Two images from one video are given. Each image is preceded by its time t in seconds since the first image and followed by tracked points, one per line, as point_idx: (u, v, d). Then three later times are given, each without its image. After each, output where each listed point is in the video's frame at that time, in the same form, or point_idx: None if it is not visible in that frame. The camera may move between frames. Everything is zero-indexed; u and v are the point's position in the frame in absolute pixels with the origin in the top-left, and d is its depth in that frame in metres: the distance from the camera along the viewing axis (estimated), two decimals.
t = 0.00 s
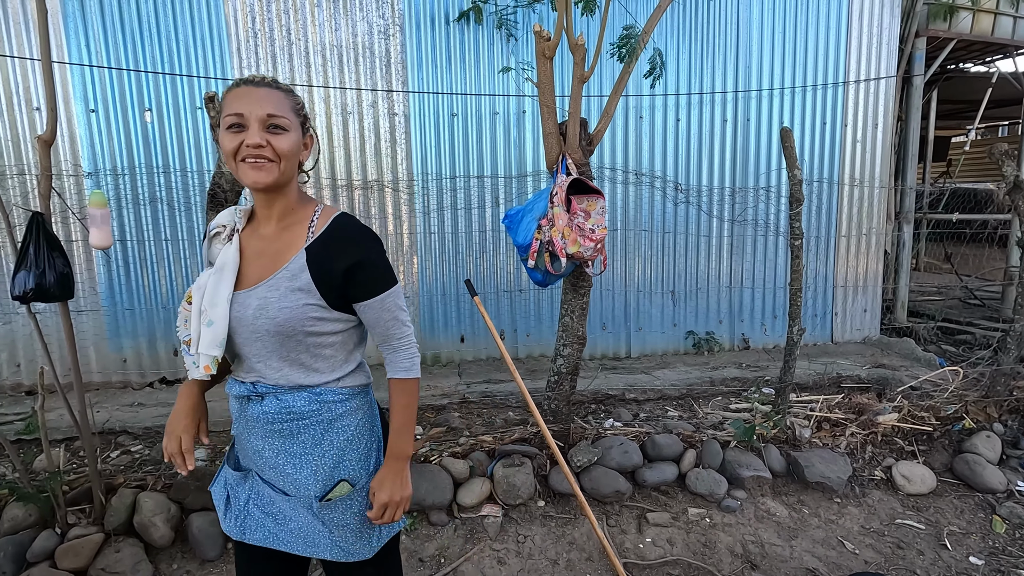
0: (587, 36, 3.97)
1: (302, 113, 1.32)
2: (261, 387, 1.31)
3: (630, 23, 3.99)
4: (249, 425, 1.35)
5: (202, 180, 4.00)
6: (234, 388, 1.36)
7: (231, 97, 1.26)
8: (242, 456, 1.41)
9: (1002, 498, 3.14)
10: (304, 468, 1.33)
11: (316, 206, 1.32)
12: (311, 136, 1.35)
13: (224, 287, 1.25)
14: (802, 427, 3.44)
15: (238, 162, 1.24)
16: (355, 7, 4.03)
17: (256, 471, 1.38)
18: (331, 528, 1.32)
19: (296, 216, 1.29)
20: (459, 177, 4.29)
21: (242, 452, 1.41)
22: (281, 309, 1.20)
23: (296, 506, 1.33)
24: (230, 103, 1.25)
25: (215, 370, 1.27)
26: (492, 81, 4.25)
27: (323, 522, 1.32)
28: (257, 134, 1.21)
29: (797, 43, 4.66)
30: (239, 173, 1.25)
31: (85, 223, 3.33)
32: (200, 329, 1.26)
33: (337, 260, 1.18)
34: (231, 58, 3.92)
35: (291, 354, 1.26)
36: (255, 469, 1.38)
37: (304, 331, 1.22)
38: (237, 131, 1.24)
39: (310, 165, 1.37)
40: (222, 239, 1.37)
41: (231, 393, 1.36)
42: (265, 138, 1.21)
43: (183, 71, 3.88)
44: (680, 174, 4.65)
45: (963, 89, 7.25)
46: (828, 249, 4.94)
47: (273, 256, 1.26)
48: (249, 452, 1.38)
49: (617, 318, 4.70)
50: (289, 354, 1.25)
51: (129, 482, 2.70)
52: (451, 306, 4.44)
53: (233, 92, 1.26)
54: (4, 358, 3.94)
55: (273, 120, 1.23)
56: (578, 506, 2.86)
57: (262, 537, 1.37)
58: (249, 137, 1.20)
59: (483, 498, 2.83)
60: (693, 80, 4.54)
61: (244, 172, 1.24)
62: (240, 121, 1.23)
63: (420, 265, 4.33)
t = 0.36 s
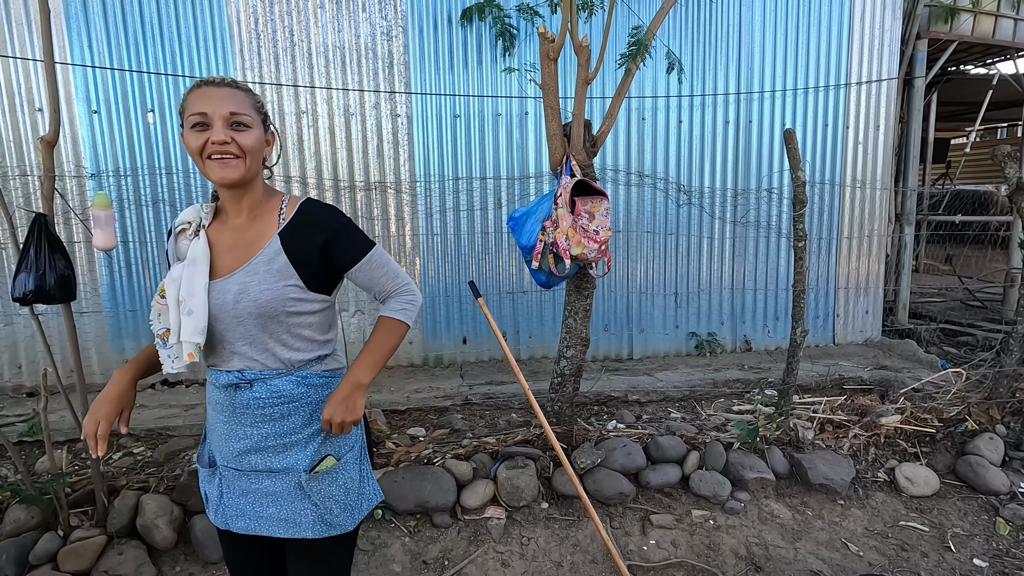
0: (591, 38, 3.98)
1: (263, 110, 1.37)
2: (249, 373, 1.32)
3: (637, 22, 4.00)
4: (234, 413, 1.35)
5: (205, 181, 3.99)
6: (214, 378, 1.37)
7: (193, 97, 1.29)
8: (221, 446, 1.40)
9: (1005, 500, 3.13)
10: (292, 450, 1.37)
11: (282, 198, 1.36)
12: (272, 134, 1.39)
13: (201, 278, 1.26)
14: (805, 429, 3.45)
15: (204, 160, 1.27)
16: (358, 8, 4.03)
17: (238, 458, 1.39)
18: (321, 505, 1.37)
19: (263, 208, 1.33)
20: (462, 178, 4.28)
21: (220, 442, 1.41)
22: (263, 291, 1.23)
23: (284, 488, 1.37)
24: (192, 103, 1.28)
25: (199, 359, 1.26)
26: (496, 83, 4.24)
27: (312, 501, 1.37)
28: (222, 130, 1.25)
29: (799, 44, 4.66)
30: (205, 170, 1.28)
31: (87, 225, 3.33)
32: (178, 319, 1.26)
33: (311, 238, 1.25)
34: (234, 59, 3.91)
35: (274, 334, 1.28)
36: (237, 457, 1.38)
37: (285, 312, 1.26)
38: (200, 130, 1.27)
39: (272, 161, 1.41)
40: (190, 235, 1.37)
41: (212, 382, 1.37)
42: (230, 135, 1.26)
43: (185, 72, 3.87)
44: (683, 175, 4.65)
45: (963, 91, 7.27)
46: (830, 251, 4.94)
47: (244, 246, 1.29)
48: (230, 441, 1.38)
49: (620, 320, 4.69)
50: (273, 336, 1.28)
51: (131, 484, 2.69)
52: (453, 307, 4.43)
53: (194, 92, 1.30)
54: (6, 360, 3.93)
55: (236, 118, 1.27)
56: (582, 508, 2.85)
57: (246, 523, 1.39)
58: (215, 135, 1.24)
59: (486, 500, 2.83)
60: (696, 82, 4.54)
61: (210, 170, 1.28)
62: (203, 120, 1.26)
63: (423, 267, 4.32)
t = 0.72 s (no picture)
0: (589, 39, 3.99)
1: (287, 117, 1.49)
2: (284, 357, 1.46)
3: (635, 24, 4.00)
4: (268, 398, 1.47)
5: (203, 182, 3.98)
6: (242, 364, 1.47)
7: (222, 102, 1.40)
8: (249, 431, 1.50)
9: (1003, 500, 3.14)
10: (324, 427, 1.51)
11: (302, 197, 1.50)
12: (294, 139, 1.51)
13: (241, 271, 1.36)
14: (803, 430, 3.45)
15: (233, 161, 1.38)
16: (357, 9, 4.03)
17: (269, 440, 1.50)
18: (351, 473, 1.54)
19: (287, 206, 1.46)
20: (461, 179, 4.28)
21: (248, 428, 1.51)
22: (309, 280, 1.41)
23: (315, 463, 1.51)
24: (223, 107, 1.39)
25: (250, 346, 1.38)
26: (494, 84, 4.24)
27: (342, 472, 1.52)
28: (253, 135, 1.36)
29: (797, 46, 4.67)
30: (235, 171, 1.39)
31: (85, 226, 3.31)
32: (224, 311, 1.36)
33: (340, 226, 1.46)
34: (232, 60, 3.91)
35: (311, 321, 1.47)
36: (268, 438, 1.50)
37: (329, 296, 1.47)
38: (231, 133, 1.38)
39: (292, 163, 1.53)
40: (214, 231, 1.42)
41: (241, 371, 1.47)
42: (260, 140, 1.38)
43: (184, 73, 3.87)
44: (681, 176, 4.66)
45: (960, 93, 7.29)
46: (828, 252, 4.95)
47: (272, 241, 1.42)
48: (261, 425, 1.50)
49: (618, 321, 4.70)
50: (306, 320, 1.46)
51: (130, 486, 2.69)
52: (452, 309, 4.43)
53: (223, 98, 1.40)
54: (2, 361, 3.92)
55: (266, 123, 1.39)
56: (581, 509, 2.85)
57: (275, 501, 1.50)
58: (246, 139, 1.36)
59: (485, 501, 2.82)
60: (694, 83, 4.55)
61: (239, 170, 1.39)
62: (235, 124, 1.37)
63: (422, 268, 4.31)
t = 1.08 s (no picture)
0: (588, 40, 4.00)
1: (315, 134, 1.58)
2: (300, 345, 1.53)
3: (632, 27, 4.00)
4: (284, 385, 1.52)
5: (202, 183, 3.99)
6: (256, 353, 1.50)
7: (259, 115, 1.48)
8: (263, 419, 1.53)
9: (1001, 501, 3.14)
10: (337, 411, 1.60)
11: (321, 209, 1.58)
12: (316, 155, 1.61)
13: (269, 271, 1.41)
14: (802, 431, 3.46)
15: (266, 171, 1.46)
16: (355, 10, 4.04)
17: (284, 426, 1.54)
18: (360, 453, 1.65)
19: (307, 216, 1.54)
20: (459, 180, 4.29)
21: (261, 416, 1.53)
22: (328, 281, 1.49)
23: (329, 447, 1.58)
24: (260, 120, 1.47)
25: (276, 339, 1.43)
26: (493, 85, 4.25)
27: (352, 453, 1.63)
28: (289, 150, 1.45)
29: (795, 47, 4.68)
30: (266, 179, 1.47)
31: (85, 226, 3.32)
32: (253, 308, 1.38)
33: (354, 235, 1.59)
34: (232, 61, 3.92)
35: (326, 318, 1.56)
36: (282, 426, 1.54)
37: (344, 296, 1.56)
38: (267, 145, 1.46)
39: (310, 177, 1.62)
40: (236, 233, 1.43)
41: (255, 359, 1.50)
42: (296, 155, 1.47)
43: (183, 74, 3.88)
44: (680, 177, 4.66)
45: (960, 94, 7.29)
46: (827, 253, 4.95)
47: (291, 246, 1.48)
48: (276, 411, 1.53)
49: (617, 322, 4.70)
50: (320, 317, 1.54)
51: (129, 486, 2.69)
52: (451, 309, 4.44)
53: (260, 111, 1.48)
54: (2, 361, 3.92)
55: (301, 140, 1.48)
56: (579, 509, 2.85)
57: (290, 489, 1.53)
58: (283, 152, 1.45)
59: (483, 502, 2.83)
60: (693, 84, 4.56)
61: (270, 180, 1.47)
62: (272, 138, 1.46)
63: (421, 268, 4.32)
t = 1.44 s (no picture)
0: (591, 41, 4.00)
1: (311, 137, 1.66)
2: (286, 346, 1.53)
3: (633, 26, 4.00)
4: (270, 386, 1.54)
5: (206, 183, 4.01)
6: (241, 355, 1.51)
7: (281, 114, 1.52)
8: (250, 420, 1.56)
9: (1008, 504, 3.11)
10: (324, 413, 1.61)
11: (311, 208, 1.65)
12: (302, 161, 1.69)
13: (261, 260, 1.41)
14: (806, 433, 3.44)
15: (287, 168, 1.51)
16: (359, 12, 4.05)
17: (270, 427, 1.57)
18: (349, 455, 1.65)
19: (302, 214, 1.60)
20: (463, 181, 4.30)
21: (249, 417, 1.56)
22: (318, 272, 1.52)
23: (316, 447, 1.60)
24: (281, 119, 1.51)
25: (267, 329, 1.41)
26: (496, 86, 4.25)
27: (340, 454, 1.64)
28: (312, 152, 1.54)
29: (800, 47, 4.65)
30: (284, 176, 1.51)
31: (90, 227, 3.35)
32: (242, 296, 1.37)
33: (344, 234, 1.64)
34: (236, 63, 3.94)
35: (317, 314, 1.56)
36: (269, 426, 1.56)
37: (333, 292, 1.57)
38: (289, 143, 1.51)
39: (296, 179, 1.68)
40: (230, 225, 1.45)
41: (240, 361, 1.51)
42: (315, 158, 1.56)
43: (189, 76, 3.90)
44: (684, 178, 4.65)
45: (968, 93, 7.24)
46: (832, 254, 4.93)
47: (289, 240, 1.53)
48: (263, 412, 1.56)
49: (621, 323, 4.69)
50: (311, 314, 1.55)
51: (131, 485, 2.71)
52: (454, 310, 4.44)
53: (280, 110, 1.52)
54: (9, 361, 3.96)
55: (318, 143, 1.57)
56: (581, 511, 2.84)
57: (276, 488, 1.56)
58: (308, 153, 1.53)
59: (485, 503, 2.83)
60: (696, 84, 4.54)
61: (288, 176, 1.52)
62: (296, 138, 1.52)
63: (424, 269, 4.33)
